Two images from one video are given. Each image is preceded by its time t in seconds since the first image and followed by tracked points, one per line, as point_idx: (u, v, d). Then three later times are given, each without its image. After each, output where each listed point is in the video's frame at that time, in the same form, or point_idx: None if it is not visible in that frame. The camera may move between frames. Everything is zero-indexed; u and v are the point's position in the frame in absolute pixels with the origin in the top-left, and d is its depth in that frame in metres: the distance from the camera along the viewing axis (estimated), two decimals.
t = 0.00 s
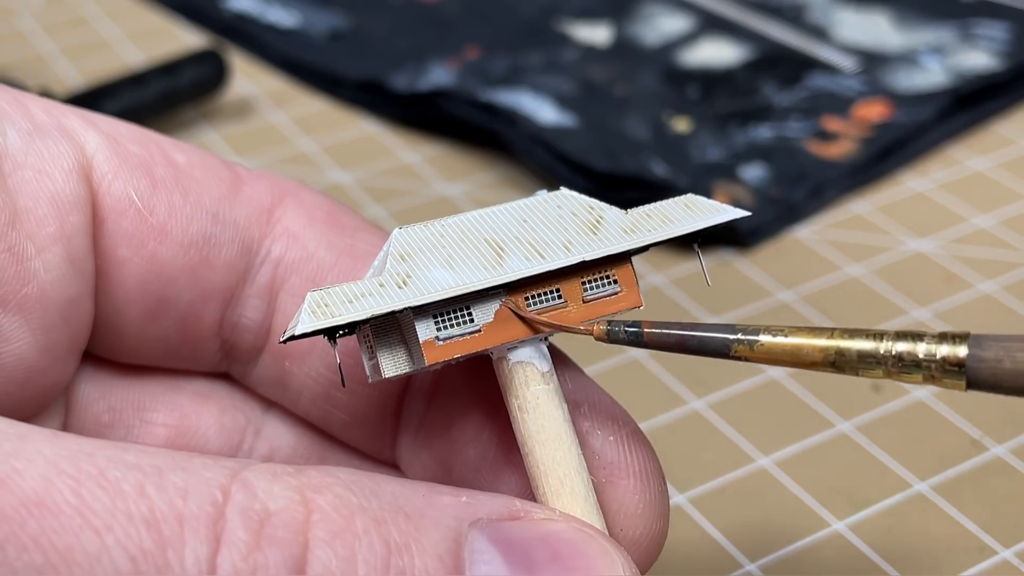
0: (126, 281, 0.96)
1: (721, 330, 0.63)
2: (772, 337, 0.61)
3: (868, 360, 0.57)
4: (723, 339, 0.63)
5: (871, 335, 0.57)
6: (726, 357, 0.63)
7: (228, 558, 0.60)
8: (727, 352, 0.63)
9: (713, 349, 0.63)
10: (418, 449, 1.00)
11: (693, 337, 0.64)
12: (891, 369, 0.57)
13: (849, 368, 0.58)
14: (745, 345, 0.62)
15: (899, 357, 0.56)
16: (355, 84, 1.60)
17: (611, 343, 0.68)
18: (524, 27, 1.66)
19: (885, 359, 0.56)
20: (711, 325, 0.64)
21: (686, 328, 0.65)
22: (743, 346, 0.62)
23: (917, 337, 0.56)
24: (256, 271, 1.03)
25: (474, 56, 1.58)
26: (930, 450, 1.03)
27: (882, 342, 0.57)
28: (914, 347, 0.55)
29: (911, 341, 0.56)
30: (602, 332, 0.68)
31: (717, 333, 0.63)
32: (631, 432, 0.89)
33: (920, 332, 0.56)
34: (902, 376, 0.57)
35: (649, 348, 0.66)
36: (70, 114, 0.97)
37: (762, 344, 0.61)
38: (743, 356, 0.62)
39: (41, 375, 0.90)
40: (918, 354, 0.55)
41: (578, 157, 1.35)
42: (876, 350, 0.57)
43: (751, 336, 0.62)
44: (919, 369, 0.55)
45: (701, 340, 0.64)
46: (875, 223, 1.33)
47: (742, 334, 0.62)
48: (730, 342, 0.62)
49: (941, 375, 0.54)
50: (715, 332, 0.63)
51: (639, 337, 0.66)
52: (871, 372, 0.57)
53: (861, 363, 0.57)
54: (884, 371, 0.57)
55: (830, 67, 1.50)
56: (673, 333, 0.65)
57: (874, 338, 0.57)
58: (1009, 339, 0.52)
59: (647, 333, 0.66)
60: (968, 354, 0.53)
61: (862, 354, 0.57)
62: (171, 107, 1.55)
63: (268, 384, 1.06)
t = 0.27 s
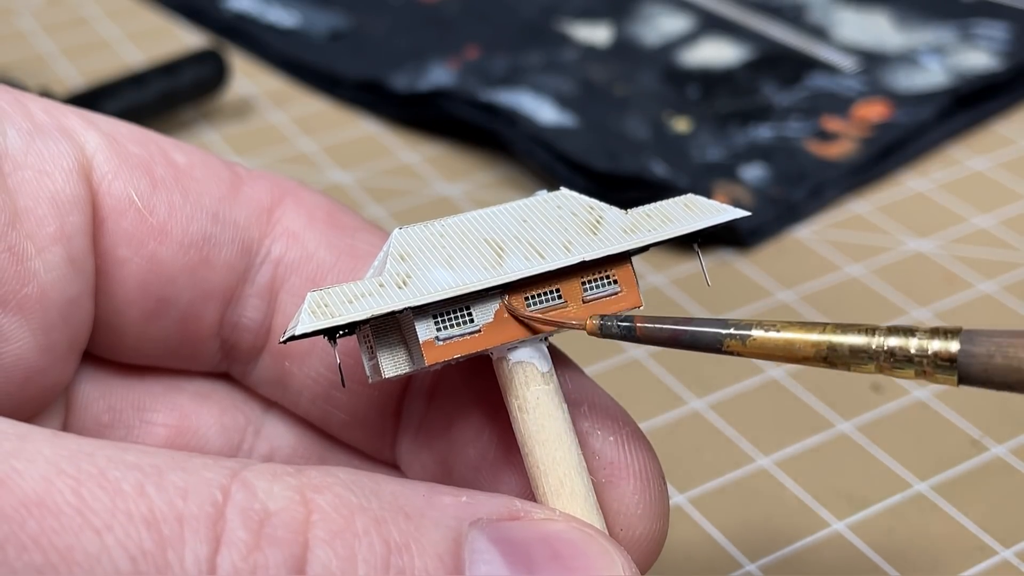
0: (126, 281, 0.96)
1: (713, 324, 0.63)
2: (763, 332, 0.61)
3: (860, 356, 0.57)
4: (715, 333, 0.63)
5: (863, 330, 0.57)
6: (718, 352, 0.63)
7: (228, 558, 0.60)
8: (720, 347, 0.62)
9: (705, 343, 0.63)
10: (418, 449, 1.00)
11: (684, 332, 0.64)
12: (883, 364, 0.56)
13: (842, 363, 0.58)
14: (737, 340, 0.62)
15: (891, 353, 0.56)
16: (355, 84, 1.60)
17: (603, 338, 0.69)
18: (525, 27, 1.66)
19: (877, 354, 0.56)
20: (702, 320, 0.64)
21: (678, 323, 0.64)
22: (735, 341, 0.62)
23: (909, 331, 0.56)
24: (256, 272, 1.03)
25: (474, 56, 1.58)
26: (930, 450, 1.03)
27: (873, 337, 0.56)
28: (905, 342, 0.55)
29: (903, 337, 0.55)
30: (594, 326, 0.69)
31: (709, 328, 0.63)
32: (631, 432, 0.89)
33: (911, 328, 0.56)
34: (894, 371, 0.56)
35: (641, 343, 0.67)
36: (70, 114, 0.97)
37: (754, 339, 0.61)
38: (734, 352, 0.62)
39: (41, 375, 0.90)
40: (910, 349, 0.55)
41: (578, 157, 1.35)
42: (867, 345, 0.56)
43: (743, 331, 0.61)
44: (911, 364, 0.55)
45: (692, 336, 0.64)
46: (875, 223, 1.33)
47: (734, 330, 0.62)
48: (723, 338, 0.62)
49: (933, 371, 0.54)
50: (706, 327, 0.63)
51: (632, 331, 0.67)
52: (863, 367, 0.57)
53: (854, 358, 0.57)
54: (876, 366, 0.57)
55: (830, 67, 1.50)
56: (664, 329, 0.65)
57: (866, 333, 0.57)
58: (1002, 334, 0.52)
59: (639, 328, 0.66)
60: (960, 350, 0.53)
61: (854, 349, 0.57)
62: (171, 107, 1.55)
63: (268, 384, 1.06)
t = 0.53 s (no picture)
0: (126, 282, 0.96)
1: (706, 326, 0.63)
2: (758, 333, 0.61)
3: (854, 357, 0.57)
4: (710, 334, 0.63)
5: (857, 331, 0.58)
6: (711, 353, 0.63)
7: (228, 558, 0.60)
8: (713, 348, 0.62)
9: (698, 346, 0.63)
10: (418, 449, 1.00)
11: (678, 333, 0.63)
12: (876, 366, 0.57)
13: (835, 364, 0.58)
14: (731, 341, 0.61)
15: (885, 355, 0.56)
16: (355, 84, 1.60)
17: (596, 339, 0.68)
18: (524, 27, 1.66)
19: (871, 355, 0.57)
20: (695, 321, 0.64)
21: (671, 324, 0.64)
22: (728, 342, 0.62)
23: (903, 332, 0.56)
24: (256, 272, 1.03)
25: (474, 56, 1.58)
26: (930, 450, 1.03)
27: (868, 338, 0.57)
28: (900, 343, 0.56)
29: (897, 338, 0.56)
30: (586, 326, 0.68)
31: (702, 329, 0.63)
32: (631, 432, 0.89)
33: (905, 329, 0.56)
34: (888, 373, 0.57)
35: (634, 344, 0.66)
36: (70, 114, 0.97)
37: (748, 340, 0.61)
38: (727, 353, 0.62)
39: (41, 375, 0.90)
40: (904, 350, 0.55)
41: (578, 157, 1.35)
42: (862, 346, 0.57)
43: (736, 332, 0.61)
44: (905, 365, 0.56)
45: (686, 336, 0.63)
46: (875, 223, 1.33)
47: (728, 331, 0.62)
48: (717, 339, 0.62)
49: (928, 372, 0.55)
50: (701, 328, 0.63)
51: (625, 333, 0.66)
52: (857, 368, 0.58)
53: (847, 359, 0.57)
54: (870, 367, 0.57)
55: (830, 67, 1.50)
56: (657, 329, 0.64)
57: (860, 335, 0.57)
58: (995, 337, 0.53)
59: (632, 329, 0.66)
60: (955, 351, 0.53)
61: (848, 351, 0.57)
62: (170, 107, 1.55)
63: (268, 384, 1.06)
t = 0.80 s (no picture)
0: (126, 282, 0.96)
1: (686, 336, 0.63)
2: (736, 344, 0.61)
3: (832, 367, 0.57)
4: (688, 345, 0.62)
5: (836, 341, 0.57)
6: (690, 365, 0.63)
7: (228, 558, 0.60)
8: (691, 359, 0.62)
9: (677, 357, 0.63)
10: (417, 449, 1.00)
11: (657, 345, 0.64)
12: (855, 375, 0.56)
13: (814, 374, 0.58)
14: (709, 352, 0.62)
15: (864, 365, 0.56)
16: (355, 84, 1.60)
17: (574, 351, 0.68)
18: (524, 27, 1.66)
19: (849, 365, 0.56)
20: (675, 332, 0.64)
21: (651, 335, 0.64)
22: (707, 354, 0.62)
23: (880, 342, 0.56)
24: (256, 272, 1.03)
25: (474, 56, 1.58)
26: (930, 449, 1.03)
27: (846, 348, 0.57)
28: (878, 353, 0.55)
29: (875, 347, 0.56)
30: (566, 338, 0.69)
31: (681, 341, 0.63)
32: (630, 433, 0.90)
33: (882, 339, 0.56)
34: (867, 382, 0.56)
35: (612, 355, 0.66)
36: (69, 114, 0.97)
37: (726, 351, 0.61)
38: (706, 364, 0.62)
39: (41, 375, 0.90)
40: (882, 361, 0.55)
41: (578, 157, 1.35)
42: (840, 356, 0.57)
43: (714, 343, 0.61)
44: (884, 376, 0.55)
45: (665, 347, 0.63)
46: (875, 223, 1.33)
47: (706, 342, 0.62)
48: (695, 351, 0.62)
49: (907, 382, 0.54)
50: (680, 339, 0.63)
51: (604, 344, 0.66)
52: (836, 378, 0.57)
53: (826, 370, 0.57)
54: (848, 377, 0.57)
55: (830, 67, 1.50)
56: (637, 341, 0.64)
57: (838, 345, 0.57)
58: (973, 347, 0.53)
59: (611, 341, 0.66)
60: (933, 361, 0.53)
61: (826, 361, 0.57)
62: (170, 107, 1.55)
63: (268, 385, 1.06)
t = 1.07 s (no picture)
0: (125, 281, 0.96)
1: (689, 352, 0.63)
2: (740, 359, 0.61)
3: (836, 382, 0.57)
4: (692, 360, 0.63)
5: (839, 357, 0.58)
6: (693, 379, 0.63)
7: (228, 558, 0.60)
8: (695, 374, 0.62)
9: (680, 372, 0.63)
10: (417, 449, 1.00)
11: (660, 360, 0.63)
12: (858, 391, 0.57)
13: (817, 389, 0.58)
14: (712, 367, 0.62)
15: (867, 380, 0.56)
16: (355, 84, 1.60)
17: (577, 366, 0.68)
18: (524, 27, 1.66)
19: (853, 380, 0.57)
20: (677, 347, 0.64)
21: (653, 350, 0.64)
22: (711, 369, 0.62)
23: (883, 357, 0.56)
24: (256, 272, 1.03)
25: (474, 56, 1.58)
26: (929, 449, 1.03)
27: (850, 363, 0.57)
28: (881, 368, 0.56)
29: (878, 362, 0.56)
30: (568, 354, 0.68)
31: (684, 355, 0.63)
32: (630, 433, 0.89)
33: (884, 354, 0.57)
34: (869, 397, 0.57)
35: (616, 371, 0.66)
36: (69, 114, 0.97)
37: (729, 366, 0.61)
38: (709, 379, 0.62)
39: (41, 375, 0.90)
40: (885, 375, 0.55)
41: (578, 157, 1.35)
42: (843, 371, 0.57)
43: (718, 358, 0.61)
44: (887, 391, 0.56)
45: (669, 363, 0.63)
46: (875, 223, 1.33)
47: (710, 358, 0.62)
48: (698, 365, 0.62)
49: (910, 397, 0.55)
50: (683, 354, 0.63)
51: (608, 359, 0.66)
52: (839, 393, 0.58)
53: (829, 385, 0.57)
54: (852, 392, 0.57)
55: (830, 67, 1.50)
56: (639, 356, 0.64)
57: (842, 360, 0.57)
58: (976, 361, 0.53)
59: (615, 356, 0.66)
60: (936, 376, 0.54)
61: (830, 376, 0.57)
62: (170, 107, 1.55)
63: (267, 384, 1.06)
